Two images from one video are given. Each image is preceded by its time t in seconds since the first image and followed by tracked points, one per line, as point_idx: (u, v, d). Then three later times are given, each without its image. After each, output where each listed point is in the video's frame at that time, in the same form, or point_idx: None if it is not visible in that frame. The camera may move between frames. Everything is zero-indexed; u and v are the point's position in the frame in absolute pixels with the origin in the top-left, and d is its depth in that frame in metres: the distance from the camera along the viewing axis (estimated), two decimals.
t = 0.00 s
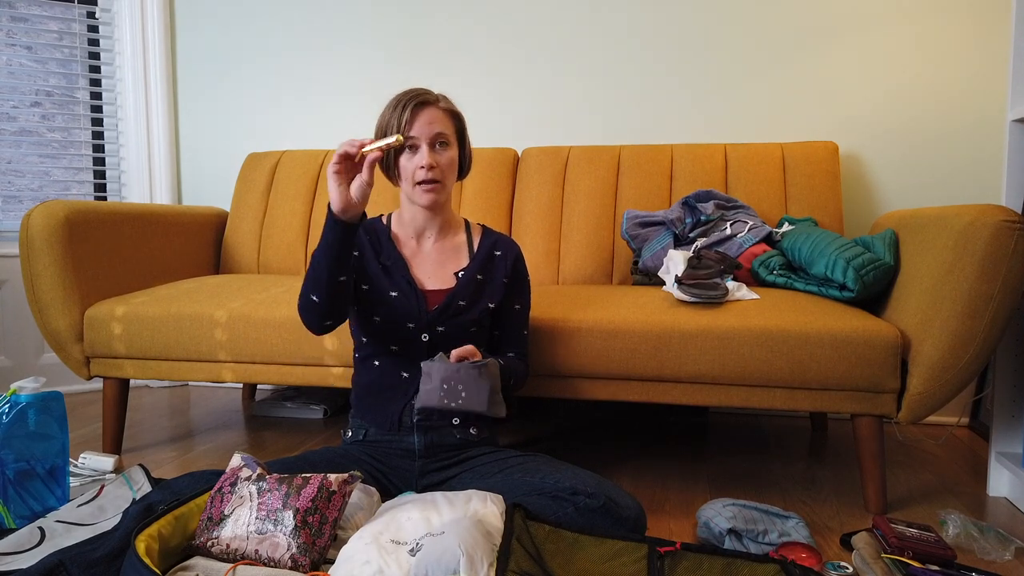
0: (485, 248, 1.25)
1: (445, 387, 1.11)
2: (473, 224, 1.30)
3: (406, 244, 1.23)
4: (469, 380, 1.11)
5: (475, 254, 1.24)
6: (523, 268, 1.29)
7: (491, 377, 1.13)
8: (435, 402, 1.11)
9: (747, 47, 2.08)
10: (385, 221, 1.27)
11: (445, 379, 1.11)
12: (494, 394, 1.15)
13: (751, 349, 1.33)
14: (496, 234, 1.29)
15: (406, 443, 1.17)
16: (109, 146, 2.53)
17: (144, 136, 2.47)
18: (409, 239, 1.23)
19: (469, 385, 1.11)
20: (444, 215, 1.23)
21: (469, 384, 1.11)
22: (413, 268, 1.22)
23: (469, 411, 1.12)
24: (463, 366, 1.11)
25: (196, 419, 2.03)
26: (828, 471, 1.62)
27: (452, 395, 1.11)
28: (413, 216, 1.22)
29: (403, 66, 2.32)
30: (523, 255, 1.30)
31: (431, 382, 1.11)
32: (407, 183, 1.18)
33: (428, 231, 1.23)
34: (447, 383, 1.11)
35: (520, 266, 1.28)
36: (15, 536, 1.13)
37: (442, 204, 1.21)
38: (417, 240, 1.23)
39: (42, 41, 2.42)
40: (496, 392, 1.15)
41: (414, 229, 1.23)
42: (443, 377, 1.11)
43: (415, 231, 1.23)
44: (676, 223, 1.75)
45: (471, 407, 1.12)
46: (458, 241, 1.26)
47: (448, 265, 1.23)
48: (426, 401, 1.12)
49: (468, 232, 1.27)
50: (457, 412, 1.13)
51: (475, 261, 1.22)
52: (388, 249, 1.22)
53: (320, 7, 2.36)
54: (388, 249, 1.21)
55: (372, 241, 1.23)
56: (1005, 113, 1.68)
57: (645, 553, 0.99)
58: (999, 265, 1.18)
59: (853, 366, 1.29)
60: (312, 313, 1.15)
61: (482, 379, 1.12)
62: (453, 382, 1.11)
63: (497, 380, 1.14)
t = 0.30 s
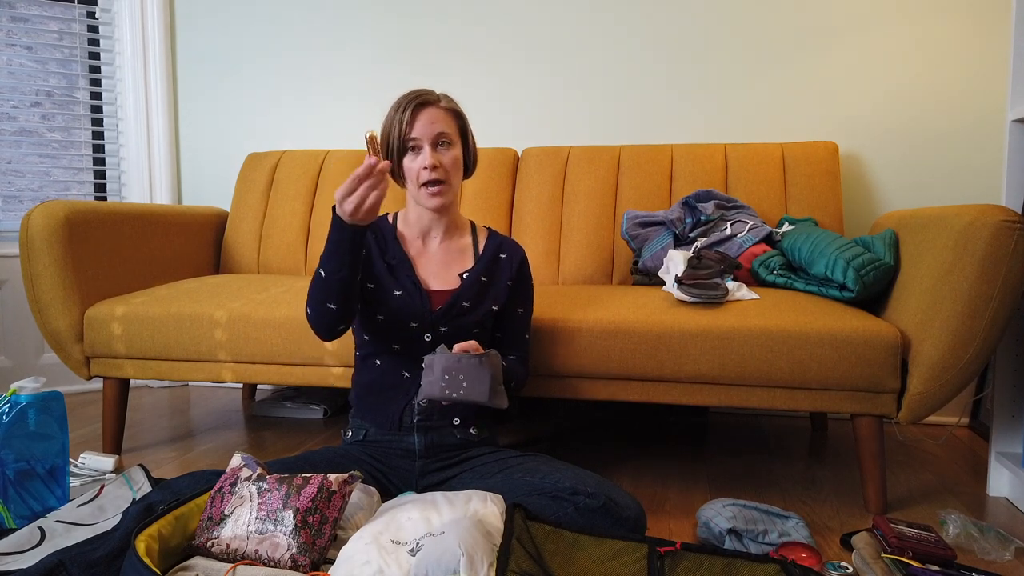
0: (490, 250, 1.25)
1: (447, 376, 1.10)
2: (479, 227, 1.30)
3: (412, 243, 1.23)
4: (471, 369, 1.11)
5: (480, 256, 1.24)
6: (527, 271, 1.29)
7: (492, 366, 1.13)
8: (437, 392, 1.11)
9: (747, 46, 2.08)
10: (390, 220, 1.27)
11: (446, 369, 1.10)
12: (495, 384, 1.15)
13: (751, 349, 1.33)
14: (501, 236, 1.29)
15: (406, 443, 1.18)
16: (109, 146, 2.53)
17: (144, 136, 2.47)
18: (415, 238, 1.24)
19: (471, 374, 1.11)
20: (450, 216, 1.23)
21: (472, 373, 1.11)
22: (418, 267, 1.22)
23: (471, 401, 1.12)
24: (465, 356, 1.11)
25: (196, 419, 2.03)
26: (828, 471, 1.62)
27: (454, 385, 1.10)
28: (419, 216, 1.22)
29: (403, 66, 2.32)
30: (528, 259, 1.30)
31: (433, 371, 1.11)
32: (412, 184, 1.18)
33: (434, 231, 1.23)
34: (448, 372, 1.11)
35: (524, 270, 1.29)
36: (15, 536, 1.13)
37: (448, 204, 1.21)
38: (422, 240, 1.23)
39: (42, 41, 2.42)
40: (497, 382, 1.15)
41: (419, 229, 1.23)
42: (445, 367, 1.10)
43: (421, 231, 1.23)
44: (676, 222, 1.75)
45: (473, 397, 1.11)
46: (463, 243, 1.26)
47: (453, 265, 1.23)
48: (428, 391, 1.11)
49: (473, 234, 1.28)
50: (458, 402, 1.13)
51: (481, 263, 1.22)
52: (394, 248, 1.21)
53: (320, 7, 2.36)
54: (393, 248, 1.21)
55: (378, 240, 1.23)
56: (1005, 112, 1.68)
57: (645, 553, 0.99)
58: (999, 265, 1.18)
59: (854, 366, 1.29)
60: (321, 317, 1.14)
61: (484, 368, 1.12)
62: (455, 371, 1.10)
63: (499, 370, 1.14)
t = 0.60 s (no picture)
0: (490, 250, 1.25)
1: (448, 378, 1.10)
2: (479, 227, 1.30)
3: (411, 243, 1.23)
4: (473, 372, 1.11)
5: (480, 256, 1.24)
6: (527, 271, 1.29)
7: (493, 369, 1.13)
8: (437, 394, 1.11)
9: (747, 45, 2.08)
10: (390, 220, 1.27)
11: (447, 372, 1.10)
12: (496, 387, 1.14)
13: (751, 349, 1.33)
14: (501, 236, 1.29)
15: (406, 443, 1.18)
16: (109, 145, 2.53)
17: (144, 136, 2.47)
18: (414, 239, 1.23)
19: (472, 376, 1.10)
20: (449, 217, 1.23)
21: (472, 376, 1.10)
22: (418, 268, 1.22)
23: (472, 404, 1.11)
24: (466, 358, 1.11)
25: (196, 419, 2.03)
26: (828, 471, 1.62)
27: (455, 387, 1.10)
28: (418, 217, 1.22)
29: (403, 66, 2.32)
30: (527, 259, 1.30)
31: (434, 373, 1.11)
32: (411, 185, 1.18)
33: (433, 232, 1.23)
34: (449, 375, 1.10)
35: (523, 270, 1.29)
36: (15, 536, 1.13)
37: (447, 205, 1.21)
38: (422, 241, 1.23)
39: (42, 41, 2.42)
40: (498, 384, 1.14)
41: (418, 230, 1.23)
42: (446, 369, 1.10)
43: (420, 231, 1.23)
44: (676, 223, 1.75)
45: (473, 400, 1.11)
46: (463, 243, 1.26)
47: (452, 266, 1.23)
48: (429, 394, 1.11)
49: (473, 234, 1.28)
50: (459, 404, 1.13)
51: (480, 263, 1.22)
52: (393, 248, 1.21)
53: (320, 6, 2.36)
54: (393, 248, 1.21)
55: (378, 241, 1.23)
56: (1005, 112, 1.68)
57: (645, 553, 0.99)
58: (999, 265, 1.18)
59: (854, 366, 1.30)
60: (323, 321, 1.14)
61: (485, 371, 1.12)
62: (456, 373, 1.10)
63: (500, 372, 1.14)
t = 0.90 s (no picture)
0: (489, 250, 1.25)
1: (447, 381, 1.10)
2: (478, 226, 1.30)
3: (410, 243, 1.23)
4: (473, 375, 1.10)
5: (479, 256, 1.24)
6: (526, 272, 1.29)
7: (493, 372, 1.13)
8: (437, 397, 1.11)
9: (747, 45, 2.08)
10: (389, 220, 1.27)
11: (447, 375, 1.10)
12: (495, 389, 1.14)
13: (751, 349, 1.33)
14: (500, 236, 1.29)
15: (406, 443, 1.18)
16: (109, 145, 2.53)
17: (144, 136, 2.47)
18: (414, 239, 1.23)
19: (472, 379, 1.10)
20: (449, 217, 1.23)
21: (472, 379, 1.10)
22: (417, 268, 1.22)
23: (471, 406, 1.11)
24: (466, 361, 1.10)
25: (196, 419, 2.03)
26: (828, 471, 1.62)
27: (455, 390, 1.10)
28: (417, 217, 1.22)
29: (403, 65, 2.32)
30: (527, 260, 1.30)
31: (434, 376, 1.11)
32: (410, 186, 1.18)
33: (432, 232, 1.23)
34: (449, 378, 1.10)
35: (523, 270, 1.29)
36: (15, 536, 1.13)
37: (446, 205, 1.21)
38: (421, 241, 1.23)
39: (43, 41, 2.42)
40: (497, 387, 1.14)
41: (418, 230, 1.23)
42: (446, 372, 1.10)
43: (419, 231, 1.23)
44: (676, 223, 1.75)
45: (473, 402, 1.11)
46: (463, 243, 1.26)
47: (452, 266, 1.23)
48: (429, 396, 1.11)
49: (472, 234, 1.28)
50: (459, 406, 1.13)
51: (480, 262, 1.22)
52: (392, 249, 1.21)
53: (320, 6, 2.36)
54: (392, 248, 1.21)
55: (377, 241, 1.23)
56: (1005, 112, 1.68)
57: (645, 553, 0.99)
58: (999, 265, 1.18)
59: (854, 366, 1.29)
60: (323, 324, 1.14)
61: (484, 374, 1.11)
62: (457, 376, 1.10)
63: (499, 375, 1.14)
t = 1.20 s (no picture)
0: (490, 250, 1.25)
1: (448, 381, 1.10)
2: (478, 226, 1.30)
3: (410, 244, 1.23)
4: (474, 375, 1.10)
5: (479, 256, 1.24)
6: (527, 272, 1.30)
7: (494, 371, 1.13)
8: (439, 397, 1.11)
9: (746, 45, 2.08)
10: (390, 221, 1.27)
11: (448, 375, 1.10)
12: (497, 389, 1.14)
13: (751, 349, 1.33)
14: (501, 236, 1.29)
15: (406, 443, 1.18)
16: (109, 145, 2.53)
17: (144, 136, 2.47)
18: (414, 239, 1.23)
19: (472, 379, 1.10)
20: (449, 217, 1.23)
21: (473, 378, 1.10)
22: (417, 268, 1.22)
23: (473, 405, 1.11)
24: (467, 361, 1.10)
25: (196, 419, 2.03)
26: (827, 471, 1.62)
27: (456, 390, 1.10)
28: (418, 218, 1.22)
29: (402, 65, 2.32)
30: (528, 260, 1.30)
31: (435, 377, 1.11)
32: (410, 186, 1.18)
33: (433, 232, 1.23)
34: (450, 378, 1.10)
35: (524, 271, 1.29)
36: (15, 536, 1.13)
37: (446, 205, 1.21)
38: (421, 241, 1.23)
39: (43, 41, 2.42)
40: (497, 386, 1.14)
41: (418, 230, 1.23)
42: (447, 372, 1.10)
43: (420, 232, 1.23)
44: (676, 223, 1.75)
45: (475, 402, 1.11)
46: (463, 243, 1.26)
47: (453, 266, 1.23)
48: (430, 397, 1.11)
49: (472, 234, 1.28)
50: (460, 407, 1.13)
51: (480, 263, 1.23)
52: (393, 249, 1.21)
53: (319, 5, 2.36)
54: (392, 249, 1.21)
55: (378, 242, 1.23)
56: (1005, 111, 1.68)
57: (645, 553, 0.99)
58: (999, 265, 1.18)
59: (854, 366, 1.29)
60: (324, 324, 1.14)
61: (485, 373, 1.11)
62: (457, 376, 1.10)
63: (500, 375, 1.14)
